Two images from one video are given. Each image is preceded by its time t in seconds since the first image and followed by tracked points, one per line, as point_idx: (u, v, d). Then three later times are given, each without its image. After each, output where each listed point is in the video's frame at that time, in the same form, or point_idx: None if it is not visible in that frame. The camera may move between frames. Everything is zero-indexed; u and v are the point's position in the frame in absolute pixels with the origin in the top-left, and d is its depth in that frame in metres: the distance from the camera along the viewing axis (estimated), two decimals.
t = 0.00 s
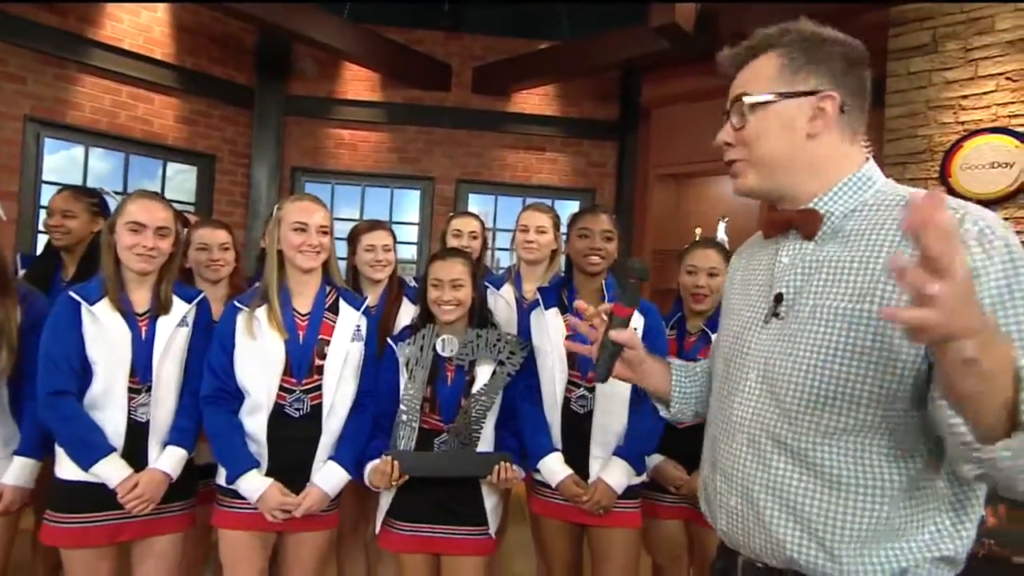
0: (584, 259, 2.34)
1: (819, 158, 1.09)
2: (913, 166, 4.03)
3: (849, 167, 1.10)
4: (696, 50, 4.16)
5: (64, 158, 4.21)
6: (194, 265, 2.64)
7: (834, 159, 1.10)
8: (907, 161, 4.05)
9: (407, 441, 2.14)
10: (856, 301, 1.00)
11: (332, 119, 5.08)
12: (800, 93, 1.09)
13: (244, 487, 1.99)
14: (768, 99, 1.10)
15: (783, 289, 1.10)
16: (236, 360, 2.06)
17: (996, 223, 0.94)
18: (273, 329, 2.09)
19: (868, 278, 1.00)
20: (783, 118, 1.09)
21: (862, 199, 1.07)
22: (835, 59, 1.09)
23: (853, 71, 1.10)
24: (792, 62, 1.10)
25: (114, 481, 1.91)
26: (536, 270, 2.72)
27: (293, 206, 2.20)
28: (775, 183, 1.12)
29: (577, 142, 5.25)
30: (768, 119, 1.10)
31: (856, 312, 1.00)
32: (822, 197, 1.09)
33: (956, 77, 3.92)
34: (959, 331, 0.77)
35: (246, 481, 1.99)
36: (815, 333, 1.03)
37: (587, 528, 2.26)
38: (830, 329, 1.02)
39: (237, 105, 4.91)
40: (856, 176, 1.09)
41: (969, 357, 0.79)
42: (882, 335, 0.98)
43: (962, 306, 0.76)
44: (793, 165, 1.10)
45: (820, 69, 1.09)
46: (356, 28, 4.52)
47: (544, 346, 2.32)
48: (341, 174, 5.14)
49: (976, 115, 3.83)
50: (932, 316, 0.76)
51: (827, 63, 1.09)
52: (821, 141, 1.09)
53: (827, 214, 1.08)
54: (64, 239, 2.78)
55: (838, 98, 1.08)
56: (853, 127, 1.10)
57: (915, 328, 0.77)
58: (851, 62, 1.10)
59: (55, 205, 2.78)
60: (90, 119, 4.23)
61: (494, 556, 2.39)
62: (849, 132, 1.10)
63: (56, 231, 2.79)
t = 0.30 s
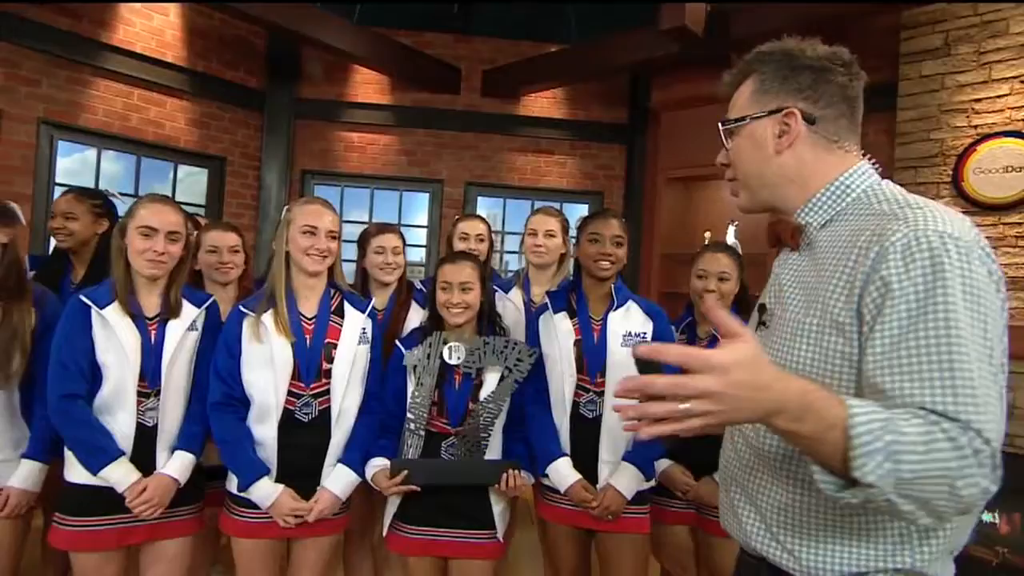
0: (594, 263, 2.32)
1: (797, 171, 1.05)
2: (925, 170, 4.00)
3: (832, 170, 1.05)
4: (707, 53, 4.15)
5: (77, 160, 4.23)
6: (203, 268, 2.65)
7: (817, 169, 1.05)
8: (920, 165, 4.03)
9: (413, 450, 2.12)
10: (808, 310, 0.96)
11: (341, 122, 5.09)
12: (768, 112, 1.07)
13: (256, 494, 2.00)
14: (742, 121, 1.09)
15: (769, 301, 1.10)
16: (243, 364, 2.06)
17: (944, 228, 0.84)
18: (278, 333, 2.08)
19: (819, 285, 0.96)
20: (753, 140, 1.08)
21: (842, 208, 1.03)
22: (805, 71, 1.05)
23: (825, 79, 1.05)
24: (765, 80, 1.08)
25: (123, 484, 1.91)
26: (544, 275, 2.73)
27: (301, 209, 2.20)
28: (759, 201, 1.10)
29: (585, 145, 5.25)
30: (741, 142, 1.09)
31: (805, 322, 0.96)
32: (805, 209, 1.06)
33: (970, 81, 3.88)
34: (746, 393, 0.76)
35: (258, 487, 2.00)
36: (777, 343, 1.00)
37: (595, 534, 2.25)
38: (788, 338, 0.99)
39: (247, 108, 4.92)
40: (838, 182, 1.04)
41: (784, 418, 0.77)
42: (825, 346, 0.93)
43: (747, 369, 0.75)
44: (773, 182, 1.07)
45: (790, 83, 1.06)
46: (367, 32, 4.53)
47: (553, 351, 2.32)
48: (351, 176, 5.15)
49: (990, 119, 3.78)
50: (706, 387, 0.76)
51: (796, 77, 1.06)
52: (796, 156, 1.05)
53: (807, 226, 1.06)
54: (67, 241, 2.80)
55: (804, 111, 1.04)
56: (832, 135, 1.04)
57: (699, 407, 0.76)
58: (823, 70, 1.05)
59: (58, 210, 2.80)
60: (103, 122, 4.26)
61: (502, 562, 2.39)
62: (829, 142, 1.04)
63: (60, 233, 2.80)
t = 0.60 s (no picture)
0: (615, 259, 2.31)
1: (827, 166, 1.08)
2: (956, 167, 3.96)
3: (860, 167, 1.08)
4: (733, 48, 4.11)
5: (106, 149, 4.29)
6: (224, 256, 2.68)
7: (846, 164, 1.08)
8: (950, 162, 3.97)
9: (428, 445, 2.14)
10: (811, 301, 1.05)
11: (364, 114, 5.11)
12: (801, 107, 1.08)
13: (272, 482, 2.02)
14: (774, 116, 1.10)
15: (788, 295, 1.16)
16: (259, 353, 2.07)
17: (928, 233, 0.91)
18: (295, 325, 2.09)
19: (822, 279, 1.04)
20: (785, 134, 1.10)
21: (858, 206, 1.07)
22: (840, 68, 1.06)
23: (861, 76, 1.06)
24: (798, 76, 1.09)
25: (150, 470, 1.94)
26: (564, 269, 2.73)
27: (317, 201, 2.21)
28: (787, 194, 1.13)
29: (607, 139, 5.23)
30: (773, 136, 1.11)
31: (808, 312, 1.05)
32: (824, 210, 1.10)
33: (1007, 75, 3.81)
34: (686, 368, 0.90)
35: (273, 478, 2.02)
36: (788, 329, 1.09)
37: (611, 529, 2.25)
38: (796, 326, 1.08)
39: (272, 99, 4.96)
40: (867, 176, 1.07)
41: (721, 391, 0.91)
42: (820, 335, 1.01)
43: (684, 349, 0.90)
44: (803, 176, 1.10)
45: (825, 79, 1.07)
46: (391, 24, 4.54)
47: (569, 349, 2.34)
48: (372, 168, 5.17)
49: None
50: (645, 362, 0.90)
51: (831, 73, 1.07)
52: (827, 152, 1.08)
53: (826, 223, 1.10)
54: (88, 227, 2.83)
55: (838, 108, 1.06)
56: (863, 132, 1.06)
57: (641, 376, 0.91)
58: (858, 67, 1.06)
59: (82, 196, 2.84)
60: (131, 113, 4.32)
61: (517, 553, 2.40)
62: (861, 139, 1.07)
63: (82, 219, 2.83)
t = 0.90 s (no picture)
0: (625, 251, 2.29)
1: (838, 158, 1.06)
2: (972, 157, 3.89)
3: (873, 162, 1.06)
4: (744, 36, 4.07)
5: (117, 141, 4.31)
6: (229, 247, 2.68)
7: (858, 155, 1.06)
8: (966, 152, 3.92)
9: (434, 440, 2.16)
10: (824, 294, 1.03)
11: (373, 105, 5.09)
12: (812, 98, 1.07)
13: (283, 473, 2.03)
14: (784, 107, 1.09)
15: (797, 288, 1.15)
16: (265, 344, 2.08)
17: (954, 225, 0.90)
18: (302, 315, 2.09)
19: (837, 271, 1.02)
20: (795, 125, 1.08)
21: (870, 198, 1.05)
22: (852, 58, 1.05)
23: (873, 67, 1.05)
24: (810, 67, 1.07)
25: (159, 460, 1.95)
26: (570, 261, 2.69)
27: (322, 193, 2.20)
28: (798, 186, 1.11)
29: (617, 130, 5.20)
30: (783, 127, 1.09)
31: (821, 305, 1.03)
32: (837, 202, 1.09)
33: None
34: (709, 366, 0.88)
35: (283, 468, 2.03)
36: (798, 322, 1.08)
37: (618, 522, 2.25)
38: (807, 319, 1.06)
39: (281, 90, 4.95)
40: (872, 171, 1.06)
41: (746, 388, 0.88)
42: (836, 328, 1.00)
43: (708, 345, 0.88)
44: (814, 167, 1.08)
45: (836, 69, 1.06)
46: (400, 15, 4.52)
47: (576, 345, 2.33)
48: (381, 159, 5.16)
49: None
50: (669, 360, 0.88)
51: (842, 63, 1.05)
52: (839, 143, 1.06)
53: (837, 215, 1.09)
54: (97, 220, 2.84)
55: (849, 98, 1.04)
56: (875, 123, 1.05)
57: (663, 375, 0.89)
58: (868, 59, 1.05)
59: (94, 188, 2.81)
60: (142, 104, 4.33)
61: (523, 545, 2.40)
62: (873, 130, 1.05)
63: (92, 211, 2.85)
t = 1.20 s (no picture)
0: (661, 225, 2.25)
1: (890, 134, 1.04)
2: None
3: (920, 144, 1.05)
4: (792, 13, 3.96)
5: (155, 89, 4.34)
6: (258, 198, 2.69)
7: (911, 130, 1.03)
8: (1019, 144, 3.79)
9: (454, 404, 2.18)
10: (858, 271, 1.02)
11: (409, 65, 5.04)
12: (865, 68, 1.04)
13: (305, 424, 2.06)
14: (838, 77, 1.06)
15: (829, 271, 1.14)
16: (292, 297, 2.10)
17: (1003, 206, 0.88)
18: (330, 269, 2.10)
19: (875, 249, 1.01)
20: (847, 98, 1.05)
21: (924, 176, 1.03)
22: (913, 26, 1.01)
23: (937, 36, 1.01)
24: (866, 36, 1.04)
25: (187, 403, 1.99)
26: (599, 233, 2.69)
27: (354, 150, 2.18)
28: (844, 164, 1.09)
29: (654, 103, 5.12)
30: (834, 98, 1.06)
31: (853, 282, 1.02)
32: (886, 179, 1.07)
33: None
34: (711, 323, 0.91)
35: (306, 419, 2.06)
36: (827, 298, 1.07)
37: (632, 495, 2.26)
38: (837, 295, 1.06)
39: (319, 45, 4.93)
40: (924, 150, 1.03)
41: (748, 349, 0.91)
42: (864, 306, 0.99)
43: (713, 304, 0.91)
44: (862, 142, 1.06)
45: (896, 38, 1.02)
46: None
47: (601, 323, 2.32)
48: (414, 121, 5.14)
49: None
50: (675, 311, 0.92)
51: (900, 35, 1.02)
52: (892, 117, 1.03)
53: (885, 193, 1.07)
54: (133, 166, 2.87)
55: (906, 69, 1.01)
56: (933, 96, 1.01)
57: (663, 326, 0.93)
58: (931, 26, 1.01)
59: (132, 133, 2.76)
60: (180, 52, 4.33)
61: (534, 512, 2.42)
62: (929, 104, 1.02)
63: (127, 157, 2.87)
